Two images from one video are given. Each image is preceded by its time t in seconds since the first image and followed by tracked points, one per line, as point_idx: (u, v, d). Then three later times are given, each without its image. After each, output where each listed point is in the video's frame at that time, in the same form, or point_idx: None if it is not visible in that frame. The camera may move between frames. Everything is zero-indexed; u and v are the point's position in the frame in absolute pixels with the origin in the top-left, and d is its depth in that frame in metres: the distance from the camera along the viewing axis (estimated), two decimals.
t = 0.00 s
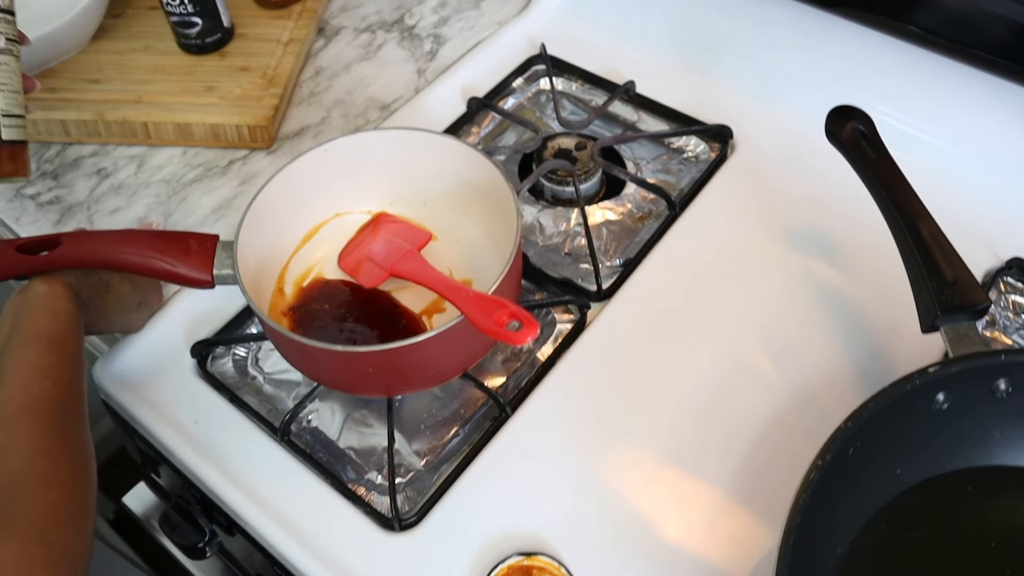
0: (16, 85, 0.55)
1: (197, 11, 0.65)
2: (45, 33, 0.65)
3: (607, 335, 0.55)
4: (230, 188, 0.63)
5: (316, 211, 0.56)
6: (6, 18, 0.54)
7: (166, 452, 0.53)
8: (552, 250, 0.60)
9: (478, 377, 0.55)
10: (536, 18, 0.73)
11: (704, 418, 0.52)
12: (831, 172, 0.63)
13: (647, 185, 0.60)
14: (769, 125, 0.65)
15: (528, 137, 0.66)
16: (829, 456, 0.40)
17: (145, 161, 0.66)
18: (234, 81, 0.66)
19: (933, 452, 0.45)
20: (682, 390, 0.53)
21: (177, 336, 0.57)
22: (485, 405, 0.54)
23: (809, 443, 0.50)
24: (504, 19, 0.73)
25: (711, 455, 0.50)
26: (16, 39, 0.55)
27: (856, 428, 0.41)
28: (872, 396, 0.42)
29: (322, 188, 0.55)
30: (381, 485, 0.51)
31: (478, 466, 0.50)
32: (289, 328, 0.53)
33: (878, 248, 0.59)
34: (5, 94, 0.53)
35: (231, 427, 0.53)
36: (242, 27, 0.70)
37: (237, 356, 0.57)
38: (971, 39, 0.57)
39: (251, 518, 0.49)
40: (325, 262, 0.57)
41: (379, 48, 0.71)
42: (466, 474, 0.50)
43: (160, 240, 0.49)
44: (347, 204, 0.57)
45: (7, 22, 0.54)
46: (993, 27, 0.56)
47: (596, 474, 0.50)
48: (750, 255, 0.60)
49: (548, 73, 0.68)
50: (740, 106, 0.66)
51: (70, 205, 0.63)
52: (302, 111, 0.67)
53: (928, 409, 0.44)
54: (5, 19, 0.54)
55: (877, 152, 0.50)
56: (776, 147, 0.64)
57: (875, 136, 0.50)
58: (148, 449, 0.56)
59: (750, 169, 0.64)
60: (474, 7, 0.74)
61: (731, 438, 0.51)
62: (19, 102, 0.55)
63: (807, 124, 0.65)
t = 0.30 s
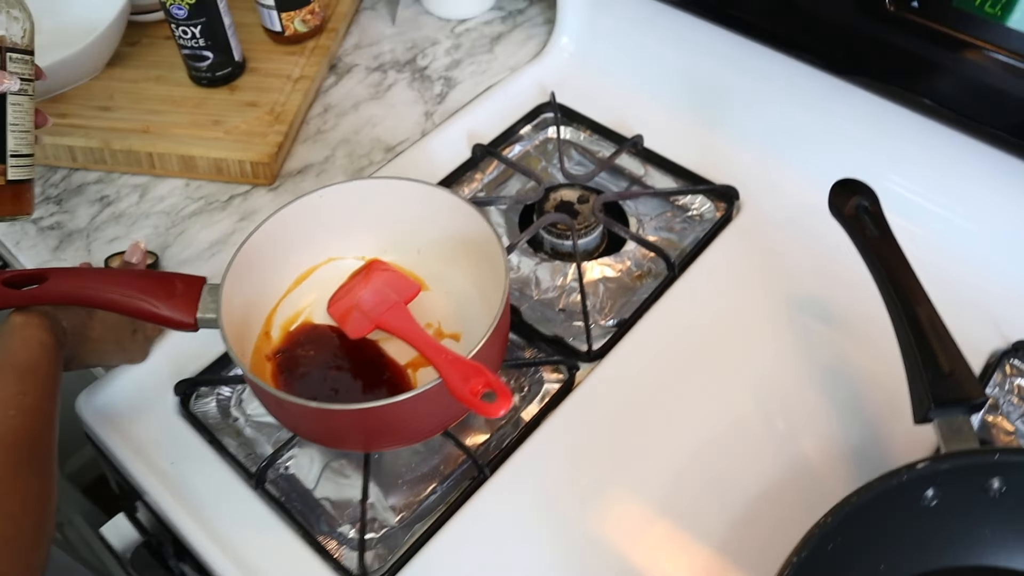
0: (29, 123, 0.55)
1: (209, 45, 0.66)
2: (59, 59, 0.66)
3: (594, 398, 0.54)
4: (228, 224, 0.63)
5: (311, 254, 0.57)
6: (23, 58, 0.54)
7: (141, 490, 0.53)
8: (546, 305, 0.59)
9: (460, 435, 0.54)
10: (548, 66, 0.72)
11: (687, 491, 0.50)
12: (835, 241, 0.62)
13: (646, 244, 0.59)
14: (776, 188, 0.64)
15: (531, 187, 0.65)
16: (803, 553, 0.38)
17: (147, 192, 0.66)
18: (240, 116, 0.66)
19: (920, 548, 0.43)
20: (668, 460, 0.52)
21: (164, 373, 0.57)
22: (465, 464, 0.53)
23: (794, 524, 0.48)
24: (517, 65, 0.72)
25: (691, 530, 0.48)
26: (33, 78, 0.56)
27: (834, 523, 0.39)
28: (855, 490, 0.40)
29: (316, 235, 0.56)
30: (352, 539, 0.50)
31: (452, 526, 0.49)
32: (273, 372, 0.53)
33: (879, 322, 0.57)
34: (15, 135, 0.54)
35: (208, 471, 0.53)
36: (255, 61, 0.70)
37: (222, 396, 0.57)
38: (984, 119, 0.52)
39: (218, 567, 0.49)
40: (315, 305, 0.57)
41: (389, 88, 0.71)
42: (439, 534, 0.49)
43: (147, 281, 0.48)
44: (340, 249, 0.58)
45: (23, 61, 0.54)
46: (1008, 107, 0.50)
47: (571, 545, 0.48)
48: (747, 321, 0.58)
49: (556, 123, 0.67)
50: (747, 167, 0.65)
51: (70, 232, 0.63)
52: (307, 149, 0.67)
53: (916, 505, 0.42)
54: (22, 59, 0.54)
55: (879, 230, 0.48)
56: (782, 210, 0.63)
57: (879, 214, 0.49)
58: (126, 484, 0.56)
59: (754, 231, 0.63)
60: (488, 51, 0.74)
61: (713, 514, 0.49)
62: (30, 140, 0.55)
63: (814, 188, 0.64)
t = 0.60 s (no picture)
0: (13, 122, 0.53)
1: (215, 57, 0.65)
2: (64, 65, 0.65)
3: (587, 435, 0.53)
4: (225, 238, 0.62)
5: (305, 275, 0.56)
6: (7, 56, 0.51)
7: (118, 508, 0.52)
8: (544, 337, 0.58)
9: (447, 467, 0.52)
10: (558, 91, 0.71)
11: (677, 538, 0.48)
12: (843, 283, 0.60)
13: (649, 279, 0.58)
14: (785, 227, 0.63)
15: (535, 215, 0.64)
16: None
17: (145, 202, 0.65)
18: (243, 129, 0.65)
19: None
20: (659, 503, 0.50)
21: (150, 389, 0.56)
22: (451, 497, 0.51)
23: None
24: (527, 88, 0.71)
25: None
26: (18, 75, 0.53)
27: None
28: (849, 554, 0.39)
29: (311, 255, 0.55)
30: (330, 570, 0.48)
31: (433, 563, 0.48)
32: (258, 395, 0.52)
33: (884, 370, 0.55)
34: None
35: (187, 491, 0.52)
36: (262, 74, 0.70)
37: (207, 415, 0.55)
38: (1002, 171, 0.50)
39: None
40: (306, 327, 0.56)
41: (397, 107, 0.70)
42: (420, 569, 0.47)
43: (134, 297, 0.48)
44: (334, 270, 0.57)
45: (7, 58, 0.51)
46: None
47: None
48: (748, 363, 0.57)
49: (563, 150, 0.66)
50: (756, 204, 0.64)
51: (65, 239, 0.62)
52: (309, 165, 0.66)
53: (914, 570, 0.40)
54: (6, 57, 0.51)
55: (887, 281, 0.47)
56: (789, 250, 0.62)
57: (888, 264, 0.47)
58: (105, 499, 0.55)
59: (760, 270, 0.61)
60: (498, 73, 0.73)
61: (703, 563, 0.47)
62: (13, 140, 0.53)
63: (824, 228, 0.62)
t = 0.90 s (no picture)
0: (59, 114, 0.52)
1: (259, 53, 0.65)
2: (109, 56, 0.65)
3: (619, 452, 0.51)
4: (261, 235, 0.61)
5: (341, 276, 0.55)
6: (58, 46, 0.50)
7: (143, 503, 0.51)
8: (579, 349, 0.57)
9: (476, 478, 0.51)
10: (603, 99, 0.70)
11: (710, 562, 0.47)
12: (890, 307, 0.58)
13: (689, 294, 0.56)
14: (832, 246, 0.61)
15: (575, 224, 0.63)
16: None
17: (184, 195, 0.65)
18: (284, 126, 0.65)
19: None
20: (692, 526, 0.48)
21: (181, 383, 0.56)
22: (478, 509, 0.50)
23: None
24: (571, 96, 0.70)
25: None
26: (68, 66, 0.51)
27: None
28: None
29: (347, 256, 0.54)
30: None
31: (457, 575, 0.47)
32: (288, 396, 0.51)
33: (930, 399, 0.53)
34: (39, 126, 0.50)
35: (212, 489, 0.51)
36: (305, 72, 0.69)
37: (236, 413, 0.55)
38: None
39: None
40: (339, 329, 0.56)
41: (439, 110, 0.70)
42: None
43: (167, 291, 0.48)
44: (369, 272, 0.56)
45: (58, 49, 0.50)
46: None
47: None
48: (790, 385, 0.55)
49: (606, 159, 0.64)
50: (802, 221, 0.62)
51: (104, 229, 0.62)
52: (349, 165, 0.66)
53: None
54: (58, 48, 0.50)
55: (941, 307, 0.44)
56: (836, 270, 0.60)
57: (942, 288, 0.45)
58: (131, 493, 0.54)
59: (805, 289, 0.59)
60: (542, 79, 0.72)
61: None
62: (57, 134, 0.52)
63: (872, 249, 0.60)
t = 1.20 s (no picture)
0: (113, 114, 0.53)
1: (299, 61, 0.66)
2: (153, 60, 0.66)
3: (646, 468, 0.51)
4: (294, 240, 0.62)
5: (374, 282, 0.56)
6: (120, 47, 0.51)
7: (169, 500, 0.51)
8: (608, 364, 0.57)
9: (501, 488, 0.51)
10: (637, 119, 0.70)
11: None
12: (921, 334, 0.58)
13: (719, 313, 0.56)
14: (862, 272, 0.61)
15: (606, 241, 0.63)
16: None
17: (219, 199, 0.65)
18: (321, 134, 0.66)
19: None
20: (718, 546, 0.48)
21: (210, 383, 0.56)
22: (504, 519, 0.50)
23: None
24: (604, 114, 0.71)
25: None
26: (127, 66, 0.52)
27: None
28: None
29: (381, 263, 0.55)
30: None
31: None
32: (318, 398, 0.51)
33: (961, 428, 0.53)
34: (95, 126, 0.51)
35: (238, 488, 0.51)
36: (343, 82, 0.70)
37: (264, 414, 0.55)
38: None
39: None
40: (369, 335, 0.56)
41: (473, 124, 0.70)
42: None
43: (204, 288, 0.49)
44: (401, 280, 0.56)
45: (120, 50, 0.51)
46: None
47: None
48: (818, 408, 0.55)
49: (638, 178, 0.65)
50: (833, 246, 0.62)
51: (139, 229, 0.63)
52: (383, 174, 0.66)
53: None
54: (120, 49, 0.51)
55: (979, 332, 0.44)
56: (867, 296, 0.60)
57: (978, 313, 0.45)
58: (157, 490, 0.55)
59: (835, 314, 0.59)
60: (577, 97, 0.73)
61: None
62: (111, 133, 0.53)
63: (904, 277, 0.60)
